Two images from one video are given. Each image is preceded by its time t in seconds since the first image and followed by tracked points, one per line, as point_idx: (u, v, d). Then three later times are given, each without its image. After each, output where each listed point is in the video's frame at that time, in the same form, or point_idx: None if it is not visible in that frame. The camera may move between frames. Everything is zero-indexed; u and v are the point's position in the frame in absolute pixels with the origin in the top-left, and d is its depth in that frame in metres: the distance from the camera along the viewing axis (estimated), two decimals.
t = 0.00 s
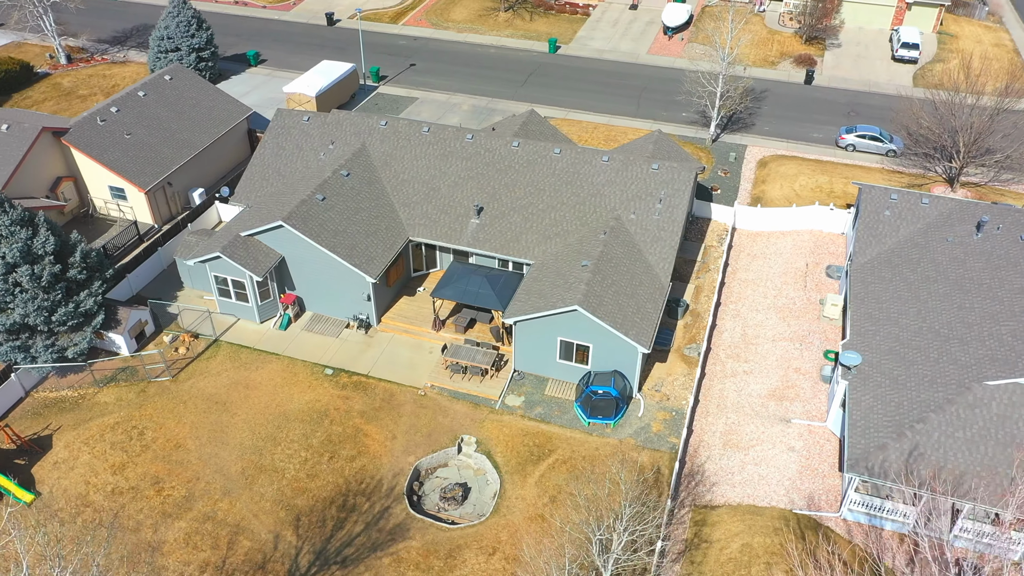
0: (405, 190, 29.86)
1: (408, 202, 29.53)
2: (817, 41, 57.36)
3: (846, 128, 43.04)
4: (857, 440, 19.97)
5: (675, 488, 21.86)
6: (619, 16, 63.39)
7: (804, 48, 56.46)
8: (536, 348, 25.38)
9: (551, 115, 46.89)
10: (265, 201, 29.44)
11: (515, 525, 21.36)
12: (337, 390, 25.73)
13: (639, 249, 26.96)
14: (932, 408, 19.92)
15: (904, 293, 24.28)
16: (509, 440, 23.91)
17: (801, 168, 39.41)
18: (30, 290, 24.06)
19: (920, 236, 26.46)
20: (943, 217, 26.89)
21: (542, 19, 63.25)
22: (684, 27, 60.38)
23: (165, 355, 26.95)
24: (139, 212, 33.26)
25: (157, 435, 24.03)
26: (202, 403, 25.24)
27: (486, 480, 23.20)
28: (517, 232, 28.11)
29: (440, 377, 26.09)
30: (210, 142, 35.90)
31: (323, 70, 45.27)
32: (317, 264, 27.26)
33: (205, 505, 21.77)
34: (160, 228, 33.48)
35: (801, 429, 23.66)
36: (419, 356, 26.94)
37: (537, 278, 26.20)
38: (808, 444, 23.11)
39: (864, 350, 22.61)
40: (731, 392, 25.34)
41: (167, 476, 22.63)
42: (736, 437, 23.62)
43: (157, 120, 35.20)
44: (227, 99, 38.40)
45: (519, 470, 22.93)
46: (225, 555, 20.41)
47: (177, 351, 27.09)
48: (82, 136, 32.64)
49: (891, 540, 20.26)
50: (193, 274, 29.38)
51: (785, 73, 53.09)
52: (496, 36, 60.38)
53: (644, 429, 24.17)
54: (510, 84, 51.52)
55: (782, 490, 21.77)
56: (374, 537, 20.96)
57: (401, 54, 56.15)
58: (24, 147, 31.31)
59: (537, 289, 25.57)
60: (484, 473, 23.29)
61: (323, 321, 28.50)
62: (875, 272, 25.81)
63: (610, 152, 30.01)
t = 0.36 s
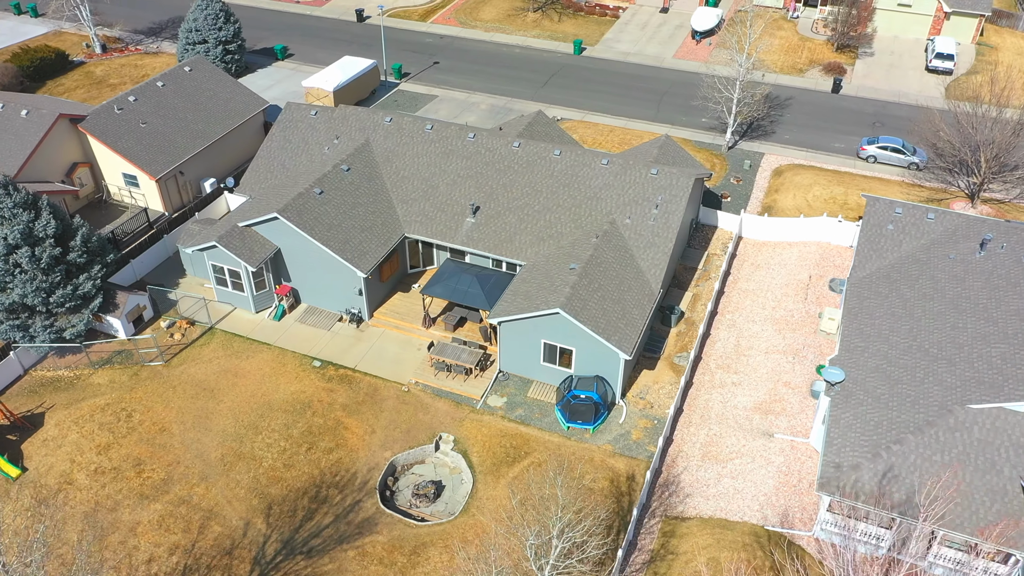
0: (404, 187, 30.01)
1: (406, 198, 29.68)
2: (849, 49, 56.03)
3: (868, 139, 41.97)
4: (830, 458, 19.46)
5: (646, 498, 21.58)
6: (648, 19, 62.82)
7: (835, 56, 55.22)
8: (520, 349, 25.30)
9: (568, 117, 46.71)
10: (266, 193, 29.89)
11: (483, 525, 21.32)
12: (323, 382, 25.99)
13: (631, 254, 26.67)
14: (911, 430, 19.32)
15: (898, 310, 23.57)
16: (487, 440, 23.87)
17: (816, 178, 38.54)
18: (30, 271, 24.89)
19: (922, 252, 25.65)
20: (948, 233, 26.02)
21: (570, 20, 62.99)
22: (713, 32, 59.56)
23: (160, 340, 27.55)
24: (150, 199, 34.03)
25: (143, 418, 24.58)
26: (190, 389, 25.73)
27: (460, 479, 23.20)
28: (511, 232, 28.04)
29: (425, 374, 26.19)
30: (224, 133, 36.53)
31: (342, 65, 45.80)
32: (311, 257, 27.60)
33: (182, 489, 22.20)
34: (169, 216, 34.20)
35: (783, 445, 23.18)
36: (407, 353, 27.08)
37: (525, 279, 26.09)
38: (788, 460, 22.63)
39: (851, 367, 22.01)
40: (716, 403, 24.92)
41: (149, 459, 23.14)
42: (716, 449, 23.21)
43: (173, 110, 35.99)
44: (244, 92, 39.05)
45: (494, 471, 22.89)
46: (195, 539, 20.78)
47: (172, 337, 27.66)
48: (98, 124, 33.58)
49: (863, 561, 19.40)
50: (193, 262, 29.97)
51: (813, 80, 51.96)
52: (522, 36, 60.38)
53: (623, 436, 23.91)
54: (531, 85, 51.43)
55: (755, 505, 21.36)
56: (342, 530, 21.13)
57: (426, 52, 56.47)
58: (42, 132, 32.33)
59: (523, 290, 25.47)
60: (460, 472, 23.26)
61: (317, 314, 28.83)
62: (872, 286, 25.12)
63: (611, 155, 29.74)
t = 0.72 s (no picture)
0: (403, 183, 30.19)
1: (405, 195, 29.85)
2: (884, 58, 54.54)
3: (891, 151, 40.82)
4: (798, 475, 18.99)
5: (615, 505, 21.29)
6: (679, 23, 62.09)
7: (868, 65, 53.80)
8: (504, 350, 25.25)
9: (586, 118, 46.49)
10: (269, 184, 30.39)
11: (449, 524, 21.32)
12: (309, 372, 26.30)
13: (622, 258, 26.41)
14: (884, 451, 18.76)
15: (889, 327, 22.89)
16: (463, 439, 23.87)
17: (831, 189, 37.63)
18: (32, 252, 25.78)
19: (921, 269, 24.84)
20: (950, 251, 25.16)
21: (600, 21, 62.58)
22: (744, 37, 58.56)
23: (157, 325, 28.18)
24: (164, 186, 34.86)
25: (133, 400, 25.18)
26: (180, 373, 26.26)
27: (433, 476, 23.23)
28: (504, 233, 28.00)
29: (410, 370, 26.30)
30: (239, 123, 37.17)
31: (363, 62, 46.35)
32: (306, 249, 27.95)
33: (159, 471, 22.68)
34: (181, 203, 34.99)
35: (762, 459, 22.70)
36: (395, 348, 27.24)
37: (512, 280, 26.01)
38: (765, 475, 22.17)
39: (833, 384, 21.43)
40: (699, 413, 24.51)
41: (132, 439, 23.69)
42: (693, 460, 22.83)
43: (191, 100, 36.79)
44: (262, 84, 39.71)
45: (466, 470, 22.88)
46: (166, 521, 21.19)
47: (169, 322, 28.29)
48: (117, 111, 34.54)
49: None
50: (196, 250, 30.60)
51: (842, 89, 50.71)
52: (550, 37, 60.21)
53: (600, 443, 23.67)
54: (552, 86, 51.29)
55: (726, 520, 20.97)
56: (309, 520, 21.34)
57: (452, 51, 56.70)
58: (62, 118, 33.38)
59: (508, 291, 25.37)
60: (434, 469, 23.31)
61: (311, 305, 29.18)
62: (866, 302, 24.41)
63: (611, 159, 29.49)
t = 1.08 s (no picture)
0: (403, 180, 30.36)
1: (403, 192, 30.01)
2: (917, 68, 53.05)
3: (913, 164, 39.70)
4: (765, 492, 18.59)
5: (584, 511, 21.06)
6: (709, 28, 61.25)
7: (900, 74, 52.40)
8: (487, 350, 25.21)
9: (603, 121, 46.18)
10: (273, 177, 30.85)
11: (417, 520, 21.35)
12: (297, 364, 26.61)
13: (612, 263, 26.17)
14: (854, 471, 18.25)
15: (877, 345, 22.26)
16: (440, 437, 23.89)
17: (846, 201, 36.74)
18: (37, 234, 26.59)
19: (918, 285, 24.11)
20: (951, 268, 24.36)
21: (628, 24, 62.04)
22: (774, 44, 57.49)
23: (155, 310, 28.79)
24: (177, 175, 35.62)
25: (125, 382, 25.77)
26: (173, 359, 26.79)
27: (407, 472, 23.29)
28: (498, 233, 27.96)
29: (395, 366, 26.44)
30: (254, 115, 37.83)
31: (383, 59, 46.84)
32: (302, 242, 28.28)
33: (141, 453, 23.17)
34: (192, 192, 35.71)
35: (739, 473, 22.29)
36: (383, 343, 27.41)
37: (500, 280, 25.97)
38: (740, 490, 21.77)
39: (814, 401, 20.92)
40: (681, 423, 24.15)
41: (119, 421, 24.25)
42: (668, 471, 22.50)
43: (207, 91, 37.49)
44: (279, 78, 40.28)
45: (440, 468, 22.89)
46: (141, 502, 21.64)
47: (167, 308, 28.88)
48: (134, 100, 35.38)
49: None
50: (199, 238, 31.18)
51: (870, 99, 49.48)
52: (576, 38, 59.92)
53: (578, 448, 23.48)
54: (573, 87, 51.06)
55: (695, 533, 20.63)
56: (279, 509, 21.57)
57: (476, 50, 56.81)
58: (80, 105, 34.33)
59: (495, 291, 25.32)
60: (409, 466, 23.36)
61: (306, 297, 29.51)
62: (858, 318, 23.77)
63: (610, 162, 29.23)
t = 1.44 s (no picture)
0: (403, 177, 30.52)
1: (403, 188, 30.17)
2: (953, 80, 51.37)
3: (935, 179, 38.46)
4: (727, 508, 18.19)
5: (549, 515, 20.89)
6: (741, 33, 60.24)
7: (934, 86, 50.83)
8: (470, 350, 25.20)
9: (621, 124, 45.80)
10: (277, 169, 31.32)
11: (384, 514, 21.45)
12: (286, 354, 26.96)
13: (601, 267, 25.94)
14: (818, 490, 17.74)
15: (863, 362, 21.60)
16: (417, 433, 23.96)
17: (860, 214, 35.79)
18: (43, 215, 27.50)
19: (913, 304, 23.34)
20: (949, 287, 23.52)
21: (659, 27, 61.38)
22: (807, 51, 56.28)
23: (155, 295, 29.46)
24: (191, 164, 36.39)
25: (118, 364, 26.44)
26: (167, 343, 27.38)
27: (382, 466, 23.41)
28: (491, 232, 27.92)
29: (381, 361, 26.61)
30: (270, 108, 38.45)
31: (405, 56, 47.28)
32: (298, 233, 28.63)
33: (125, 434, 23.74)
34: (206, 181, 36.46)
35: (713, 487, 21.92)
36: (372, 338, 27.61)
37: (488, 279, 25.93)
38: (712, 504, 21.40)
39: (789, 417, 20.44)
40: (661, 433, 23.81)
41: (108, 401, 24.89)
42: (640, 480, 22.20)
43: (226, 83, 38.20)
44: (298, 72, 40.83)
45: (413, 464, 22.96)
46: (120, 482, 22.16)
47: (168, 293, 29.53)
48: (154, 90, 36.26)
49: None
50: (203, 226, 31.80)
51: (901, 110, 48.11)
52: (604, 40, 59.52)
53: (552, 452, 23.32)
54: (595, 89, 50.73)
55: (659, 545, 20.35)
56: (250, 496, 21.88)
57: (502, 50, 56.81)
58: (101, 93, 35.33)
59: (480, 291, 25.29)
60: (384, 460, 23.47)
61: (302, 289, 29.88)
62: (848, 334, 23.11)
63: (609, 166, 28.96)
